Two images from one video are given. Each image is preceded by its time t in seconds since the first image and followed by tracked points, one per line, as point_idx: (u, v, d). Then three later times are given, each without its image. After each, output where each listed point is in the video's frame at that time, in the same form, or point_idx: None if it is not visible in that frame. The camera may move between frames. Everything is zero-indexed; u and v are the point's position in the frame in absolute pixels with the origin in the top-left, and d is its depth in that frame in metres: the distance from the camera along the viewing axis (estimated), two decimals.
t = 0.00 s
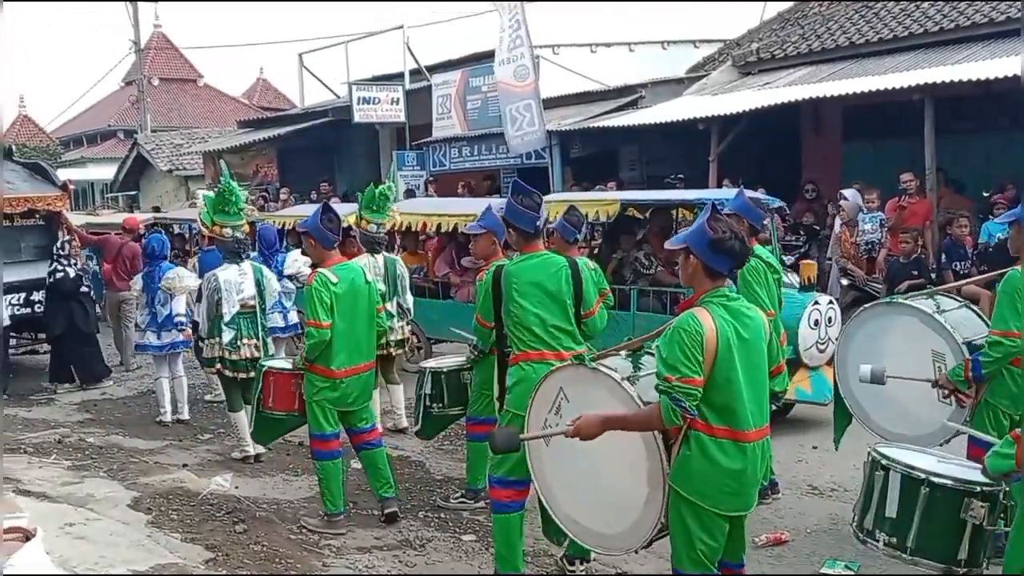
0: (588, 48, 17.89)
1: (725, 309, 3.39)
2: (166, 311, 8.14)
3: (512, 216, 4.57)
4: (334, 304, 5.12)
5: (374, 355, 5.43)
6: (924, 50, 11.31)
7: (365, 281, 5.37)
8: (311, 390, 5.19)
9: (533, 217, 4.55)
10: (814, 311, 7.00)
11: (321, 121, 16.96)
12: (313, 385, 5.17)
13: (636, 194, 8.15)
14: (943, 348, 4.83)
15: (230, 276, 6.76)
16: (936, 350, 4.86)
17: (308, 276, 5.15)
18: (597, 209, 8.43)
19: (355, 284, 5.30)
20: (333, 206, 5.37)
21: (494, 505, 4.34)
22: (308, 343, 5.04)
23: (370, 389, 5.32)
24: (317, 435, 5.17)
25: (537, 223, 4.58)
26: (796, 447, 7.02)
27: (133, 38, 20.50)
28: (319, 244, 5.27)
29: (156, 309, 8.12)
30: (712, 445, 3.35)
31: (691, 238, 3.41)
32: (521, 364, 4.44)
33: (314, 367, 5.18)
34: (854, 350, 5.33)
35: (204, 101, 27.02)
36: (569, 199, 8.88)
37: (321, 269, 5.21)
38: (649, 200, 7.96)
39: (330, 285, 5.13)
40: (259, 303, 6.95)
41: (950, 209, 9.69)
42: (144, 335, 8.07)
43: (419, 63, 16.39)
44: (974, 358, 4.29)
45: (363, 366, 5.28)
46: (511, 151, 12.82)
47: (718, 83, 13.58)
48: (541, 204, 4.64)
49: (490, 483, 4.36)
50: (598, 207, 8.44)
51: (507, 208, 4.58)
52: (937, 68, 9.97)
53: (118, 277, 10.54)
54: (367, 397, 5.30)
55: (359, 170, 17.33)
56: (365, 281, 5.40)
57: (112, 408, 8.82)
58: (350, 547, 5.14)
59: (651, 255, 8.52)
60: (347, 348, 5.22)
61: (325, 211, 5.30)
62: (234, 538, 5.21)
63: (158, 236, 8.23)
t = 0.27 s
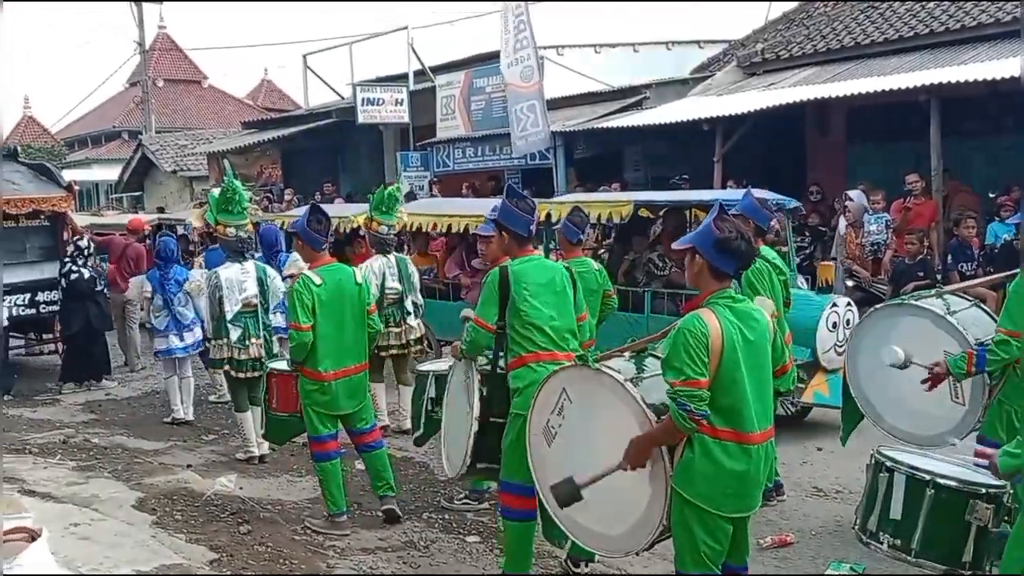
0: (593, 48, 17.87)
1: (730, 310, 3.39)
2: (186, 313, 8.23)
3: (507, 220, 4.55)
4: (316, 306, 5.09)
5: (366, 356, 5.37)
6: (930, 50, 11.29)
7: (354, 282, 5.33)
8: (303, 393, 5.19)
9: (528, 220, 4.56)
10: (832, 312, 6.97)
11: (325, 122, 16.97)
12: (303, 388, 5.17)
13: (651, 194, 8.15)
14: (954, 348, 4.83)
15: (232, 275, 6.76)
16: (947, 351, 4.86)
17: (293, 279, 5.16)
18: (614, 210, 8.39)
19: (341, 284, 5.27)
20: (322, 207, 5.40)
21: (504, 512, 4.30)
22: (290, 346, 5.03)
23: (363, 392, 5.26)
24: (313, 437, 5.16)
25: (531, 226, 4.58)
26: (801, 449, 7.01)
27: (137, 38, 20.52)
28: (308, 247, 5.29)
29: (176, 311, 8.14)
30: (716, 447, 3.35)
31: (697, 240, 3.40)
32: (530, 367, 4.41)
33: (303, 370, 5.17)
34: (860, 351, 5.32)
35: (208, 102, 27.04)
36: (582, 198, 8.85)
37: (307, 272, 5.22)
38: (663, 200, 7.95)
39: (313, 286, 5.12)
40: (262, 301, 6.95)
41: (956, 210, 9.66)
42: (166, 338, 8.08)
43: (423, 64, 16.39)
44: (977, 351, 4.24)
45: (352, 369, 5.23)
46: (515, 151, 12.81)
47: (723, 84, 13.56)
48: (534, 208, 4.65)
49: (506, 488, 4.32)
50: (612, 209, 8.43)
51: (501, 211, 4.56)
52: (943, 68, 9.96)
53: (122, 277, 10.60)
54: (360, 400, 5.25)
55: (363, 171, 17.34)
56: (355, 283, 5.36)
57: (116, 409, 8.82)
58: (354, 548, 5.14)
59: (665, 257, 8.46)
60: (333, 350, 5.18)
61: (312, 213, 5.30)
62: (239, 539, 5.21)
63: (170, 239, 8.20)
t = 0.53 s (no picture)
0: (597, 48, 17.86)
1: (738, 311, 3.38)
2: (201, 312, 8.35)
3: (507, 213, 4.46)
4: (310, 308, 5.10)
5: (368, 359, 5.36)
6: (936, 50, 11.26)
7: (354, 283, 5.32)
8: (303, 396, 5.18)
9: (529, 213, 4.49)
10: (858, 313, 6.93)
11: (330, 123, 16.97)
12: (302, 390, 5.17)
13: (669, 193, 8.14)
14: (962, 350, 4.82)
15: (237, 275, 6.76)
16: (955, 353, 4.84)
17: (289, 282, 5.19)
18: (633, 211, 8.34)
19: (339, 286, 5.26)
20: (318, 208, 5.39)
21: (511, 517, 4.30)
22: (286, 348, 5.04)
23: (363, 393, 5.24)
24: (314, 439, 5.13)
25: (531, 220, 4.50)
26: (808, 450, 6.99)
27: (142, 39, 20.55)
28: (305, 250, 5.29)
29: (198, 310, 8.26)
30: (724, 448, 3.33)
31: (702, 240, 3.38)
32: (532, 368, 4.37)
33: (302, 372, 5.18)
34: (867, 353, 5.31)
35: (213, 102, 27.07)
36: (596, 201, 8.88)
37: (303, 274, 5.23)
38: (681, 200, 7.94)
39: (309, 287, 5.14)
40: (268, 302, 6.94)
41: (962, 210, 9.64)
42: (188, 337, 8.15)
43: (427, 65, 16.40)
44: (1001, 365, 4.38)
45: (351, 370, 5.22)
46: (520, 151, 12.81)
47: (728, 84, 13.54)
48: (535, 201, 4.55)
49: (506, 491, 4.33)
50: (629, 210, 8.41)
51: (504, 203, 4.45)
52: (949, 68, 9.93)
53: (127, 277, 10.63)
54: (361, 401, 5.24)
55: (367, 171, 17.34)
56: (355, 285, 5.33)
57: (121, 410, 8.83)
58: (359, 549, 5.13)
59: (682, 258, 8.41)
60: (331, 351, 5.17)
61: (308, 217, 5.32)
62: (244, 539, 5.21)
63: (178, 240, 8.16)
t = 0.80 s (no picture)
0: (603, 48, 17.84)
1: (745, 310, 3.36)
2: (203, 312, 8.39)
3: (508, 209, 4.35)
4: (315, 309, 5.07)
5: (372, 360, 5.35)
6: (942, 50, 11.23)
7: (358, 284, 5.30)
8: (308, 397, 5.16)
9: (529, 210, 4.38)
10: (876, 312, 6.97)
11: (335, 123, 16.97)
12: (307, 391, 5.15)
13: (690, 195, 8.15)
14: (965, 351, 4.83)
15: (243, 277, 6.75)
16: (958, 355, 4.86)
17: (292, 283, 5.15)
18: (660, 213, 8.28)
19: (343, 287, 5.23)
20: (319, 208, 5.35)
21: (508, 521, 4.30)
22: (290, 350, 5.01)
23: (367, 394, 5.24)
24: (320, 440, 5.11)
25: (530, 219, 4.39)
26: (816, 450, 6.98)
27: (148, 41, 20.59)
28: (308, 250, 5.28)
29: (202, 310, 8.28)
30: (731, 448, 3.31)
31: (712, 238, 3.38)
32: (534, 371, 4.36)
33: (307, 374, 5.16)
34: (873, 354, 5.30)
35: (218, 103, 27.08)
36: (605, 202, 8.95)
37: (306, 274, 5.19)
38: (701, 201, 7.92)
39: (312, 289, 5.10)
40: (274, 303, 6.93)
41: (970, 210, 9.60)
42: (191, 338, 8.17)
43: (432, 65, 16.41)
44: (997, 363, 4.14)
45: (355, 371, 5.22)
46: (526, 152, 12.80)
47: (734, 84, 13.52)
48: (536, 202, 4.47)
49: (501, 494, 4.33)
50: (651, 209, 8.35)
51: (505, 199, 4.34)
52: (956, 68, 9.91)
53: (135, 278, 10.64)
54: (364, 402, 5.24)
55: (373, 171, 17.34)
56: (357, 286, 5.31)
57: (127, 410, 8.83)
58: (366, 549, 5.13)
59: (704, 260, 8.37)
60: (335, 352, 5.16)
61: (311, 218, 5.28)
62: (251, 539, 5.20)
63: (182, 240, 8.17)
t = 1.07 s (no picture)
0: (609, 48, 17.82)
1: (751, 310, 3.35)
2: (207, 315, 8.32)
3: (510, 214, 4.28)
4: (324, 310, 5.08)
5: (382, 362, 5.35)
6: (950, 49, 11.19)
7: (366, 285, 5.30)
8: (317, 397, 5.16)
9: (534, 218, 4.33)
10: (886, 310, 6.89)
11: (341, 124, 16.98)
12: (316, 392, 5.16)
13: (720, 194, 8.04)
14: (970, 352, 4.87)
15: (248, 277, 6.76)
16: (962, 355, 4.89)
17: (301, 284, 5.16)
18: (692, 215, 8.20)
19: (350, 287, 5.23)
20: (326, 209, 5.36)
21: (500, 523, 4.25)
22: (300, 351, 5.02)
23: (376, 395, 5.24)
24: (330, 441, 5.11)
25: (534, 224, 4.34)
26: (826, 451, 6.96)
27: (155, 42, 20.64)
28: (314, 251, 5.29)
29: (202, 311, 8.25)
30: (738, 449, 3.31)
31: (718, 238, 3.36)
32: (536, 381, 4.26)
33: (317, 375, 5.15)
34: (879, 354, 5.29)
35: (225, 104, 27.12)
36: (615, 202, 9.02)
37: (314, 276, 5.19)
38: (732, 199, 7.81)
39: (320, 290, 5.11)
40: (280, 303, 6.92)
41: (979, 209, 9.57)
42: (185, 338, 7.99)
43: (439, 66, 16.41)
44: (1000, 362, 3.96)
45: (366, 373, 5.21)
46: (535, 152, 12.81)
47: (741, 84, 13.50)
48: (540, 207, 4.43)
49: (495, 500, 4.28)
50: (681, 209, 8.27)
51: (507, 204, 4.28)
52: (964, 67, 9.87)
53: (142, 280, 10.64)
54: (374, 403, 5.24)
55: (380, 171, 17.35)
56: (366, 285, 5.30)
57: (135, 410, 8.84)
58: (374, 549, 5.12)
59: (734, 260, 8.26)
60: (344, 353, 5.16)
61: (320, 219, 5.29)
62: (259, 539, 5.20)
63: (184, 241, 8.26)
